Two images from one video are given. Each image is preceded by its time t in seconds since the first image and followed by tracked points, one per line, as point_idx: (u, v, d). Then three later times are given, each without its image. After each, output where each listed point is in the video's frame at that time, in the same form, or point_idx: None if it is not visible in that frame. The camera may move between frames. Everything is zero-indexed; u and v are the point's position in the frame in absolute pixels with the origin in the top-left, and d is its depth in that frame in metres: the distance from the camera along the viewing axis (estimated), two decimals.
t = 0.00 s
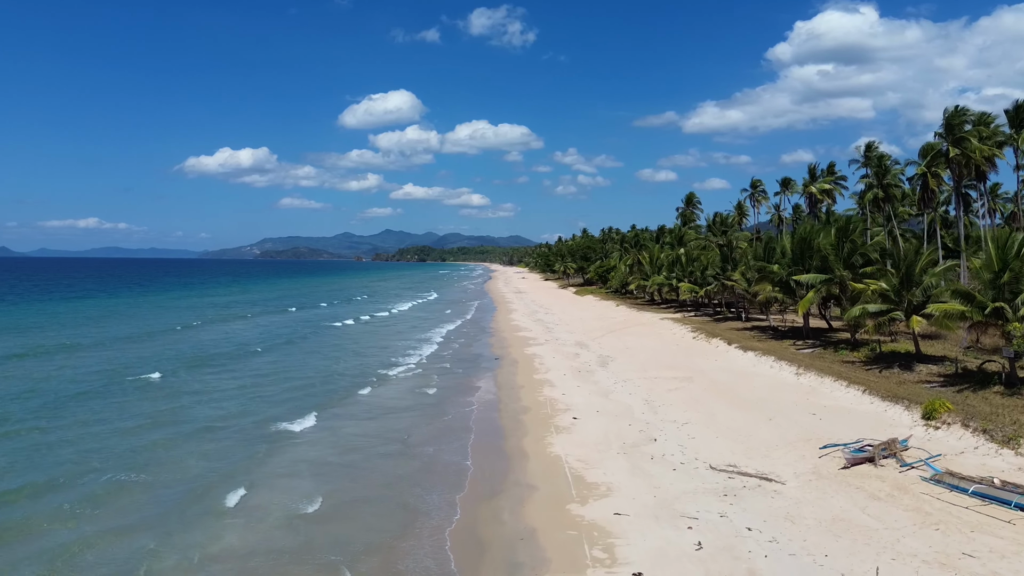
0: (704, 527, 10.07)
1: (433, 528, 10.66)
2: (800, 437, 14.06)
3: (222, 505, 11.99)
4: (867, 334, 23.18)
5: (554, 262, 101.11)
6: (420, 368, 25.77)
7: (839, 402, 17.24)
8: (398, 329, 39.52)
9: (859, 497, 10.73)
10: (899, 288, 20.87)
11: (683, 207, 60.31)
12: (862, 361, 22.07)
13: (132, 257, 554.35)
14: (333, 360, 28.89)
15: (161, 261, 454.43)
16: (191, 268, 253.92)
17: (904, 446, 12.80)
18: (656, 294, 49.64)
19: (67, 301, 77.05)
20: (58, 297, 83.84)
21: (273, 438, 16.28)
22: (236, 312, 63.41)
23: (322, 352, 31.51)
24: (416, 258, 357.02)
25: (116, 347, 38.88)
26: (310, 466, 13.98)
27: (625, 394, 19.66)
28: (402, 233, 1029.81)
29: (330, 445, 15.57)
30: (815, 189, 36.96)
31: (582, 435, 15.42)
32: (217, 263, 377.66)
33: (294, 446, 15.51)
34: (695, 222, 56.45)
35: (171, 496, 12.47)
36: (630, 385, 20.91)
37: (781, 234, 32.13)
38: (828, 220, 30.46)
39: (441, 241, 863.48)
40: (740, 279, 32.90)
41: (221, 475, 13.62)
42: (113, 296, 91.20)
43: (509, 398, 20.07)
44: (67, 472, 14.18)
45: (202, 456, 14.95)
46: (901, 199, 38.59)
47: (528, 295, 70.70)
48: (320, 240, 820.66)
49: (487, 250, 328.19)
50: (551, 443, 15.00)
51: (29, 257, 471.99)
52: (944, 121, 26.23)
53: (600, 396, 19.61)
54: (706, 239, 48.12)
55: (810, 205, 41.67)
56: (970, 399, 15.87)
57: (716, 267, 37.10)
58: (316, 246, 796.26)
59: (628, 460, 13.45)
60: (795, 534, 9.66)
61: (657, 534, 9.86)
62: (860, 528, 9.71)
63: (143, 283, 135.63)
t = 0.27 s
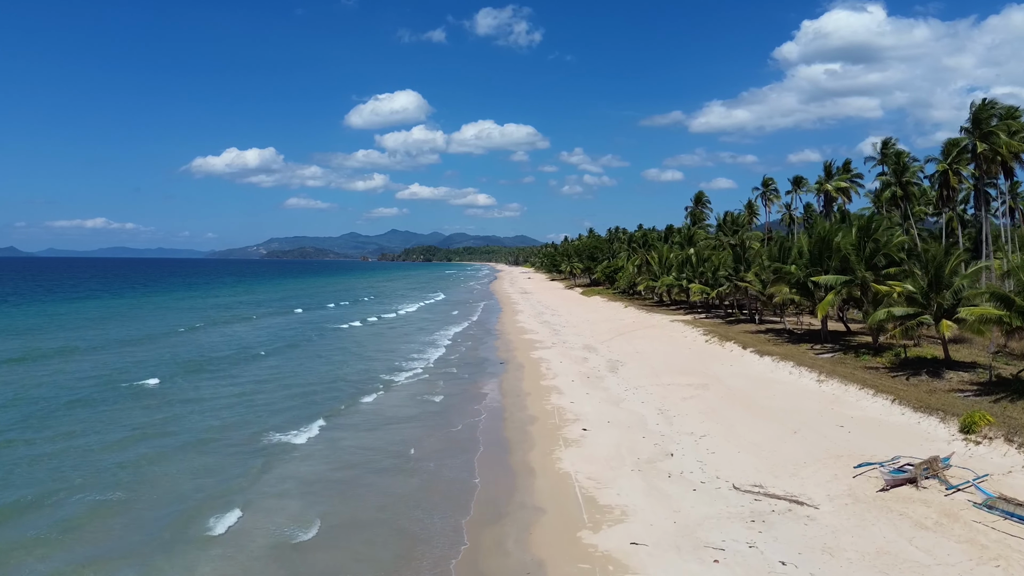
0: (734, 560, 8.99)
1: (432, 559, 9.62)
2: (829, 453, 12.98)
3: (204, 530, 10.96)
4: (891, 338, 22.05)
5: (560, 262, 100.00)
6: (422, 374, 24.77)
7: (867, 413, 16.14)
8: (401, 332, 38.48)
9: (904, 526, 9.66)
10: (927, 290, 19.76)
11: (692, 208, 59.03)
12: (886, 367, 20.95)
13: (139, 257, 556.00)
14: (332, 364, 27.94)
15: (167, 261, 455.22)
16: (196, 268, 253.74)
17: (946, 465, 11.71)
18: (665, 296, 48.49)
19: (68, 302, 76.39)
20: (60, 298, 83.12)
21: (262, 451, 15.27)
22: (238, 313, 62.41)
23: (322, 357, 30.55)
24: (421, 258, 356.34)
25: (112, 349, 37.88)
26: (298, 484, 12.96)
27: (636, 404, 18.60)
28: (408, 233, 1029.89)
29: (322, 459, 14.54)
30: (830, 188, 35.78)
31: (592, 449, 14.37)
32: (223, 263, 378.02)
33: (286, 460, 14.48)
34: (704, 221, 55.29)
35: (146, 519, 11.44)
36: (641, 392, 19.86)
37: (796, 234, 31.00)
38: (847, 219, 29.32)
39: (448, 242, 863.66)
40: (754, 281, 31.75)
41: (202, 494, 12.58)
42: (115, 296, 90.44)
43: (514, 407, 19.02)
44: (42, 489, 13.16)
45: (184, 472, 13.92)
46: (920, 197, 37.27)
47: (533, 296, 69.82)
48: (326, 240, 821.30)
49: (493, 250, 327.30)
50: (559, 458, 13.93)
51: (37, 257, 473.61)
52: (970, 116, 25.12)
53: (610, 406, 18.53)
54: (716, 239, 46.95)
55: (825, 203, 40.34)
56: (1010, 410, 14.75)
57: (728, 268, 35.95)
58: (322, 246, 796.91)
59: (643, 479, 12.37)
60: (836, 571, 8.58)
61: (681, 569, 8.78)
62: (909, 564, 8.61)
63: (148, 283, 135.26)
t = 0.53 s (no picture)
0: None
1: None
2: (852, 468, 12.10)
3: (180, 557, 10.04)
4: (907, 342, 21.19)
5: (561, 263, 99.06)
6: (420, 379, 23.87)
7: (887, 423, 15.27)
8: (399, 334, 37.55)
9: (943, 554, 8.77)
10: (947, 292, 18.89)
11: (694, 210, 57.90)
12: (902, 372, 20.06)
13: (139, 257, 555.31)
14: (327, 369, 27.05)
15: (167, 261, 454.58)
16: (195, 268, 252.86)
17: (981, 482, 10.83)
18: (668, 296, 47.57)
19: (64, 303, 75.53)
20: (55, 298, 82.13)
21: (247, 465, 14.35)
22: (234, 314, 61.41)
23: (317, 360, 29.66)
24: (421, 258, 355.47)
25: (102, 351, 36.88)
26: (281, 503, 12.07)
27: (642, 411, 17.70)
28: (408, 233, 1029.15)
29: (310, 474, 13.65)
30: (839, 186, 34.82)
31: (598, 462, 13.47)
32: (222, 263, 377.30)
33: (272, 475, 13.56)
34: (708, 221, 54.35)
35: (117, 543, 10.56)
36: (647, 399, 18.96)
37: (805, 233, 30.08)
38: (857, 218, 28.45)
39: (448, 242, 862.64)
40: (761, 282, 30.85)
41: (179, 514, 11.71)
42: (112, 297, 89.53)
43: (513, 415, 18.12)
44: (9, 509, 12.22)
45: (163, 489, 13.02)
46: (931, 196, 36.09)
47: (534, 296, 68.94)
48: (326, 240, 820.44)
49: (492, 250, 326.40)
50: (562, 472, 13.04)
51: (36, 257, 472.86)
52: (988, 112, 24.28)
53: (615, 414, 17.62)
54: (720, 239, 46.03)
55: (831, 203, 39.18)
56: None
57: (734, 269, 35.03)
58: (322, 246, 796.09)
59: (652, 497, 11.47)
60: None
61: None
62: None
63: (146, 283, 134.52)
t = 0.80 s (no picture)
0: None
1: None
2: (886, 489, 11.02)
3: None
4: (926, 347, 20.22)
5: (562, 263, 97.91)
6: (417, 384, 22.83)
7: (915, 436, 14.23)
8: (396, 337, 36.46)
9: None
10: (972, 296, 17.88)
11: (697, 209, 56.90)
12: (923, 378, 19.05)
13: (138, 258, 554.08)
14: (321, 374, 26.01)
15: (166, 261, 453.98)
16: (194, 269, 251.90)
17: None
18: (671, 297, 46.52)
19: (58, 304, 74.46)
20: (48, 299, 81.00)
21: (228, 482, 13.24)
22: (229, 316, 60.21)
23: (311, 365, 28.62)
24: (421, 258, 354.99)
25: (90, 355, 35.72)
26: (259, 526, 11.04)
27: (650, 422, 16.67)
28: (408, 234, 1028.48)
29: (294, 492, 12.62)
30: (850, 184, 33.78)
31: (605, 480, 12.42)
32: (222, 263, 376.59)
33: (253, 494, 12.45)
34: (712, 220, 53.28)
35: (76, 571, 9.57)
36: (654, 407, 17.93)
37: (816, 233, 29.04)
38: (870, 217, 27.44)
39: (448, 242, 861.55)
40: (770, 283, 29.82)
41: (149, 538, 10.64)
42: (107, 298, 88.46)
43: (513, 425, 17.07)
44: None
45: (135, 508, 12.00)
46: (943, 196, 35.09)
47: (534, 297, 67.88)
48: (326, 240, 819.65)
49: (492, 250, 325.52)
50: (566, 491, 11.99)
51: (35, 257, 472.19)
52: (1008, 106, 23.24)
53: (621, 424, 16.59)
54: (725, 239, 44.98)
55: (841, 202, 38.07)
56: None
57: (741, 270, 33.96)
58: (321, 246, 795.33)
59: (665, 521, 10.44)
60: None
61: None
62: None
63: (143, 284, 133.45)
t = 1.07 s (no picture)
0: None
1: None
2: (925, 513, 9.99)
3: None
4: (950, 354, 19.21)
5: (562, 263, 96.85)
6: (414, 391, 21.77)
7: (947, 450, 13.20)
8: (393, 340, 35.39)
9: None
10: (1001, 299, 16.87)
11: (700, 208, 55.91)
12: (947, 385, 18.01)
13: (137, 258, 552.82)
14: (315, 380, 24.94)
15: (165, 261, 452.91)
16: (192, 269, 250.75)
17: None
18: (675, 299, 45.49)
19: (53, 304, 73.45)
20: (41, 300, 79.76)
21: (206, 503, 12.16)
22: (224, 318, 59.04)
23: (305, 369, 27.55)
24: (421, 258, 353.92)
25: (76, 358, 34.58)
26: (232, 556, 9.98)
27: (659, 433, 15.65)
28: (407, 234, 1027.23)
29: (275, 514, 11.54)
30: (861, 182, 32.76)
31: (613, 501, 11.37)
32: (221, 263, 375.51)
33: (231, 518, 11.37)
34: (716, 220, 52.22)
35: None
36: (663, 417, 16.91)
37: (827, 232, 27.99)
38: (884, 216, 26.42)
39: (448, 242, 860.45)
40: (779, 284, 28.79)
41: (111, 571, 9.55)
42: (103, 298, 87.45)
43: (513, 436, 16.01)
44: None
45: (100, 533, 10.94)
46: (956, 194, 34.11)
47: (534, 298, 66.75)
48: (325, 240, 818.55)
49: (492, 250, 324.38)
50: (571, 514, 10.95)
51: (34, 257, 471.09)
52: None
53: (628, 436, 15.55)
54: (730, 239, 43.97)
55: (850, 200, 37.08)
56: None
57: (748, 271, 32.93)
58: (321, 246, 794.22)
59: (683, 551, 9.40)
60: None
61: None
62: None
63: (140, 284, 132.46)
